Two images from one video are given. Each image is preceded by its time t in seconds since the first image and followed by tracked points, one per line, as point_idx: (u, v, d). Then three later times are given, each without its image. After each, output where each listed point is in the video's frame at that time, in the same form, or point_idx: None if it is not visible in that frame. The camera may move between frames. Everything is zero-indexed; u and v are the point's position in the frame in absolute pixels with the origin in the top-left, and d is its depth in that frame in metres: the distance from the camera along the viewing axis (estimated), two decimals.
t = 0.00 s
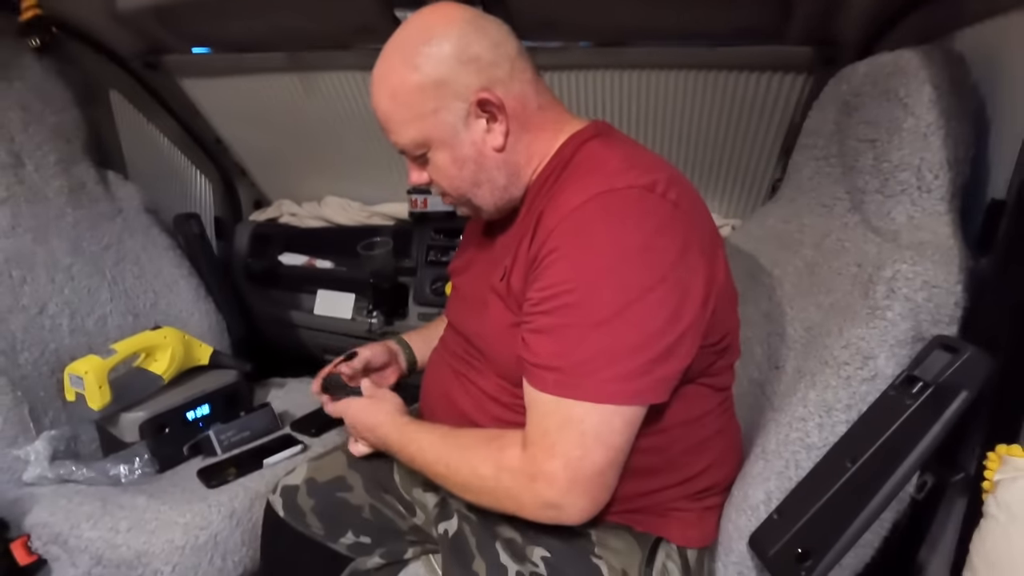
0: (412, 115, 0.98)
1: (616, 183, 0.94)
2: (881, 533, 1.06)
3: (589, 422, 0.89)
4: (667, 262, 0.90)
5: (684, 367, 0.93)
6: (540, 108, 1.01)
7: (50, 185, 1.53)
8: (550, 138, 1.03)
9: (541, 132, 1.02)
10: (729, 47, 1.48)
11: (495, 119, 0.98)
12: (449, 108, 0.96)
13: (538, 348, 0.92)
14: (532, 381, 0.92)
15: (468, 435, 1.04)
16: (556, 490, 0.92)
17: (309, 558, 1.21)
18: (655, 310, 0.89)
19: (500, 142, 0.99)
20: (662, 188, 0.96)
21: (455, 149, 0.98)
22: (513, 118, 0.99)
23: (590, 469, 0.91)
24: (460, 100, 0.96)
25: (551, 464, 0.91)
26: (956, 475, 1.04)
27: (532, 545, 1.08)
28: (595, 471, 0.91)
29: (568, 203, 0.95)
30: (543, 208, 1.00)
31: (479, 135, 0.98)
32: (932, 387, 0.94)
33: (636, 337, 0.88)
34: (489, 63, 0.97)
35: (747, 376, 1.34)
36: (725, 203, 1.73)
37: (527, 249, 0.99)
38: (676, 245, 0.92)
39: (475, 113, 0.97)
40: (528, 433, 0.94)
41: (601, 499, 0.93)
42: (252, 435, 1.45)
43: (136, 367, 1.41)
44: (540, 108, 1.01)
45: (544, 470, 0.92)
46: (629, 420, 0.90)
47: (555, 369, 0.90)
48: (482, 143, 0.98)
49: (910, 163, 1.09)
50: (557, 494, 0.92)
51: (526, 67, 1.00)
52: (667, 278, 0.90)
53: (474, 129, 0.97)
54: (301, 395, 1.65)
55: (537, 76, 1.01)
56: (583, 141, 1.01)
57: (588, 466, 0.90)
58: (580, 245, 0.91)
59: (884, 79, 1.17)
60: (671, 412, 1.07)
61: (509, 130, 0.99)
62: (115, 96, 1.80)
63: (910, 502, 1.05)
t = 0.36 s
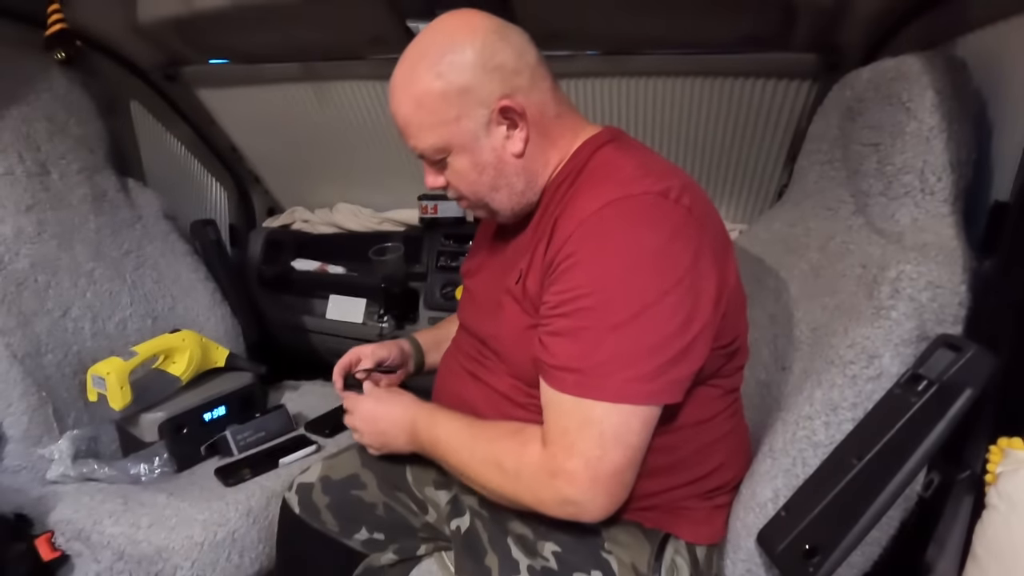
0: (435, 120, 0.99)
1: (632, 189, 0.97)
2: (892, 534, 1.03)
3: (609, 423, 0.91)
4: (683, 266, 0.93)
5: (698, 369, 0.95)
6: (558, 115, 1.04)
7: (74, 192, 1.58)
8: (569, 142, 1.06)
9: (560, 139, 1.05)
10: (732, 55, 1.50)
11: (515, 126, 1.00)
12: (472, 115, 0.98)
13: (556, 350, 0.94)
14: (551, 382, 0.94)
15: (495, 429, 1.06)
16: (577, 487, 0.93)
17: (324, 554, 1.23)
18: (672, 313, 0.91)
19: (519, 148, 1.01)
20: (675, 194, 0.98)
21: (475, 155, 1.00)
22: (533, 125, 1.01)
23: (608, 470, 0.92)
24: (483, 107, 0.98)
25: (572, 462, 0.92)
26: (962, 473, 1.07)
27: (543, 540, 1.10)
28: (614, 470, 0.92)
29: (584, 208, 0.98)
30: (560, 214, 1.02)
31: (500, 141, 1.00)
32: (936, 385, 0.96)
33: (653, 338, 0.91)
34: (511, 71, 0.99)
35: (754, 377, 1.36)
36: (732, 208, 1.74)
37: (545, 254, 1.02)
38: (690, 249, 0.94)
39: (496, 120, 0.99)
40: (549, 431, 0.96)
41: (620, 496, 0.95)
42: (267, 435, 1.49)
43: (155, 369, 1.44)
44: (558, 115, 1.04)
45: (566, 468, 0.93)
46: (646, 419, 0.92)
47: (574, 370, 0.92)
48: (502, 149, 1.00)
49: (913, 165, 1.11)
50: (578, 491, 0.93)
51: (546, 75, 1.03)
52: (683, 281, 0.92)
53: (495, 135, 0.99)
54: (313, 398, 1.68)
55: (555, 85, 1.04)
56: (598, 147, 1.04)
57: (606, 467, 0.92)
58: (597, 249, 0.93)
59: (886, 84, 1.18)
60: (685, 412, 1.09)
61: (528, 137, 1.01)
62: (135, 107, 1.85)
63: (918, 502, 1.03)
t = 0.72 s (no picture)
0: (448, 106, 0.99)
1: (644, 179, 0.97)
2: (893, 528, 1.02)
3: (619, 411, 0.90)
4: (693, 256, 0.93)
5: (706, 360, 0.95)
6: (571, 104, 1.05)
7: (80, 182, 1.59)
8: (582, 131, 1.07)
9: (572, 129, 1.05)
10: (734, 51, 1.50)
11: (530, 114, 1.00)
12: (487, 101, 0.97)
13: (565, 338, 0.93)
14: (560, 371, 0.94)
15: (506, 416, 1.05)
16: (588, 476, 0.92)
17: (326, 543, 1.24)
18: (682, 303, 0.91)
19: (533, 136, 1.01)
20: (687, 185, 0.98)
21: (489, 142, 0.99)
22: (547, 113, 1.01)
23: (618, 459, 0.91)
24: (498, 92, 0.98)
25: (583, 450, 0.92)
26: (965, 467, 1.06)
27: (545, 530, 1.10)
28: (624, 459, 0.92)
29: (596, 197, 0.98)
30: (571, 203, 1.02)
31: (514, 129, 1.00)
32: (941, 377, 0.95)
33: (663, 328, 0.91)
34: (527, 58, 0.99)
35: (758, 371, 1.36)
36: (738, 204, 1.74)
37: (556, 243, 1.02)
38: (702, 240, 0.94)
39: (511, 107, 0.99)
40: (559, 419, 0.95)
41: (629, 486, 0.94)
42: (270, 426, 1.49)
43: (158, 359, 1.45)
44: (571, 104, 1.05)
45: (577, 456, 0.92)
46: (658, 408, 0.91)
47: (583, 359, 0.92)
48: (516, 137, 1.00)
49: (919, 160, 1.10)
50: (589, 479, 0.92)
51: (561, 65, 1.03)
52: (693, 272, 0.92)
53: (509, 123, 0.99)
54: (316, 391, 1.68)
55: (571, 75, 1.05)
56: (610, 137, 1.04)
57: (616, 455, 0.91)
58: (609, 238, 0.93)
59: (893, 78, 1.18)
60: (694, 403, 1.09)
61: (542, 124, 1.01)
62: (141, 99, 1.85)
63: (920, 496, 1.02)
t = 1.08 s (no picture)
0: (441, 115, 1.00)
1: (632, 187, 0.99)
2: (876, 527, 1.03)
3: (609, 414, 0.92)
4: (681, 262, 0.95)
5: (694, 363, 0.96)
6: (561, 112, 1.07)
7: (69, 191, 1.59)
8: (571, 139, 1.09)
9: (561, 137, 1.07)
10: (721, 59, 1.53)
11: (521, 122, 1.02)
12: (480, 109, 0.99)
13: (557, 343, 0.95)
14: (554, 376, 0.95)
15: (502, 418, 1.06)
16: (581, 480, 0.94)
17: (317, 549, 1.24)
18: (671, 308, 0.93)
19: (524, 144, 1.03)
20: (674, 193, 1.01)
21: (481, 150, 1.01)
22: (538, 121, 1.03)
23: (611, 462, 0.93)
24: (490, 102, 0.99)
25: (576, 454, 0.93)
26: (946, 466, 1.06)
27: (535, 533, 1.11)
28: (617, 462, 0.93)
29: (585, 205, 1.00)
30: (561, 210, 1.04)
31: (505, 137, 1.02)
32: (919, 378, 0.97)
33: (653, 332, 0.92)
34: (518, 68, 1.01)
35: (744, 374, 1.38)
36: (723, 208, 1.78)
37: (546, 249, 1.03)
38: (688, 246, 0.96)
39: (503, 116, 1.01)
40: (552, 423, 0.96)
41: (622, 487, 0.96)
42: (260, 434, 1.49)
43: (148, 367, 1.45)
44: (561, 113, 1.07)
45: (570, 459, 0.94)
46: (649, 412, 0.93)
47: (575, 364, 0.93)
48: (507, 145, 1.02)
49: (898, 167, 1.13)
50: (583, 482, 0.94)
51: (551, 74, 1.05)
52: (681, 277, 0.94)
53: (500, 131, 1.01)
54: (307, 398, 1.70)
55: (561, 84, 1.07)
56: (599, 145, 1.07)
57: (610, 459, 0.93)
58: (599, 244, 0.95)
59: (872, 88, 1.21)
60: (684, 405, 1.11)
61: (533, 133, 1.03)
62: (131, 108, 1.88)
63: (902, 496, 1.03)
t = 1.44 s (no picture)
0: (437, 123, 1.01)
1: (629, 195, 0.99)
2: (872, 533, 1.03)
3: (612, 421, 0.92)
4: (678, 269, 0.95)
5: (691, 369, 0.96)
6: (556, 120, 1.07)
7: (63, 199, 1.58)
8: (567, 147, 1.09)
9: (556, 144, 1.08)
10: (715, 67, 1.54)
11: (516, 130, 1.02)
12: (475, 118, 0.99)
13: (555, 351, 0.95)
14: (551, 383, 0.95)
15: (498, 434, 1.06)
16: (583, 487, 0.94)
17: (311, 559, 1.23)
18: (669, 315, 0.93)
19: (520, 152, 1.03)
20: (670, 201, 1.01)
21: (477, 158, 1.02)
22: (532, 129, 1.04)
23: (611, 468, 0.93)
24: (485, 110, 1.00)
25: (576, 461, 0.93)
26: (940, 471, 1.07)
27: (532, 541, 1.11)
28: (618, 468, 0.93)
29: (581, 213, 1.00)
30: (558, 218, 1.04)
31: (500, 145, 1.02)
32: (913, 384, 0.98)
33: (652, 339, 0.92)
34: (513, 77, 1.01)
35: (739, 381, 1.38)
36: (717, 215, 1.79)
37: (542, 257, 1.03)
38: (685, 254, 0.96)
39: (498, 124, 1.01)
40: (550, 431, 0.96)
41: (622, 495, 0.96)
42: (255, 442, 1.50)
43: (143, 375, 1.44)
44: (556, 121, 1.07)
45: (570, 467, 0.94)
46: (648, 418, 0.93)
47: (573, 371, 0.93)
48: (502, 153, 1.02)
49: (889, 174, 1.14)
50: (583, 490, 0.94)
51: (546, 82, 1.06)
52: (679, 284, 0.95)
53: (496, 139, 1.02)
54: (303, 405, 1.70)
55: (555, 92, 1.07)
56: (595, 152, 1.07)
57: (610, 465, 0.93)
58: (596, 252, 0.95)
59: (863, 96, 1.21)
60: (681, 411, 1.11)
61: (528, 140, 1.04)
62: (127, 115, 1.86)
63: (897, 501, 1.03)
